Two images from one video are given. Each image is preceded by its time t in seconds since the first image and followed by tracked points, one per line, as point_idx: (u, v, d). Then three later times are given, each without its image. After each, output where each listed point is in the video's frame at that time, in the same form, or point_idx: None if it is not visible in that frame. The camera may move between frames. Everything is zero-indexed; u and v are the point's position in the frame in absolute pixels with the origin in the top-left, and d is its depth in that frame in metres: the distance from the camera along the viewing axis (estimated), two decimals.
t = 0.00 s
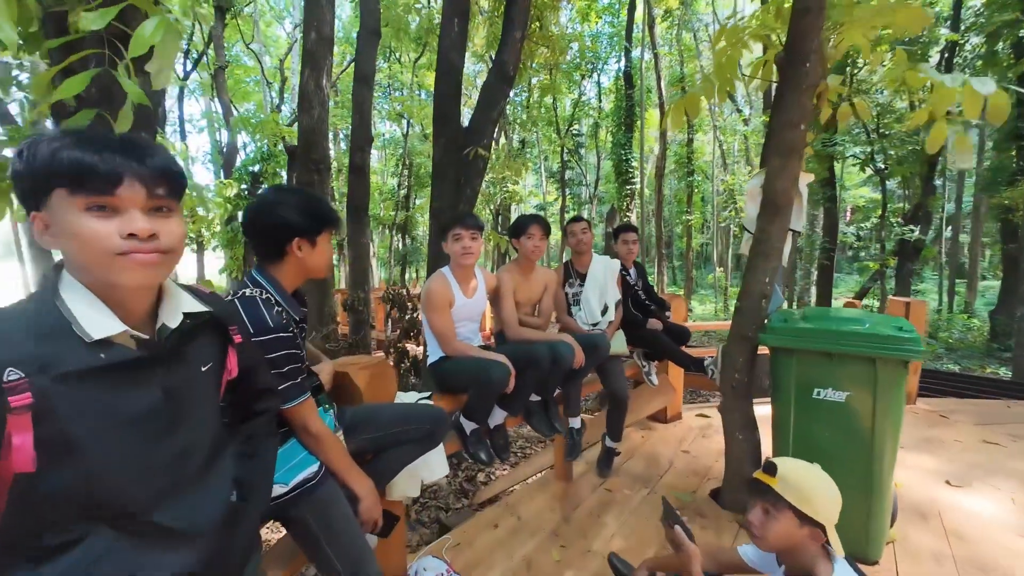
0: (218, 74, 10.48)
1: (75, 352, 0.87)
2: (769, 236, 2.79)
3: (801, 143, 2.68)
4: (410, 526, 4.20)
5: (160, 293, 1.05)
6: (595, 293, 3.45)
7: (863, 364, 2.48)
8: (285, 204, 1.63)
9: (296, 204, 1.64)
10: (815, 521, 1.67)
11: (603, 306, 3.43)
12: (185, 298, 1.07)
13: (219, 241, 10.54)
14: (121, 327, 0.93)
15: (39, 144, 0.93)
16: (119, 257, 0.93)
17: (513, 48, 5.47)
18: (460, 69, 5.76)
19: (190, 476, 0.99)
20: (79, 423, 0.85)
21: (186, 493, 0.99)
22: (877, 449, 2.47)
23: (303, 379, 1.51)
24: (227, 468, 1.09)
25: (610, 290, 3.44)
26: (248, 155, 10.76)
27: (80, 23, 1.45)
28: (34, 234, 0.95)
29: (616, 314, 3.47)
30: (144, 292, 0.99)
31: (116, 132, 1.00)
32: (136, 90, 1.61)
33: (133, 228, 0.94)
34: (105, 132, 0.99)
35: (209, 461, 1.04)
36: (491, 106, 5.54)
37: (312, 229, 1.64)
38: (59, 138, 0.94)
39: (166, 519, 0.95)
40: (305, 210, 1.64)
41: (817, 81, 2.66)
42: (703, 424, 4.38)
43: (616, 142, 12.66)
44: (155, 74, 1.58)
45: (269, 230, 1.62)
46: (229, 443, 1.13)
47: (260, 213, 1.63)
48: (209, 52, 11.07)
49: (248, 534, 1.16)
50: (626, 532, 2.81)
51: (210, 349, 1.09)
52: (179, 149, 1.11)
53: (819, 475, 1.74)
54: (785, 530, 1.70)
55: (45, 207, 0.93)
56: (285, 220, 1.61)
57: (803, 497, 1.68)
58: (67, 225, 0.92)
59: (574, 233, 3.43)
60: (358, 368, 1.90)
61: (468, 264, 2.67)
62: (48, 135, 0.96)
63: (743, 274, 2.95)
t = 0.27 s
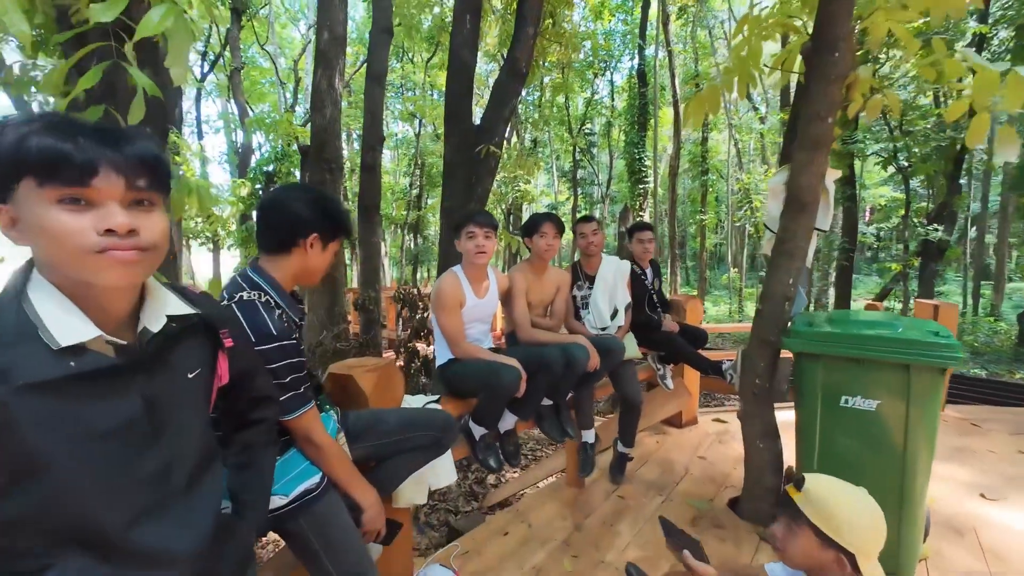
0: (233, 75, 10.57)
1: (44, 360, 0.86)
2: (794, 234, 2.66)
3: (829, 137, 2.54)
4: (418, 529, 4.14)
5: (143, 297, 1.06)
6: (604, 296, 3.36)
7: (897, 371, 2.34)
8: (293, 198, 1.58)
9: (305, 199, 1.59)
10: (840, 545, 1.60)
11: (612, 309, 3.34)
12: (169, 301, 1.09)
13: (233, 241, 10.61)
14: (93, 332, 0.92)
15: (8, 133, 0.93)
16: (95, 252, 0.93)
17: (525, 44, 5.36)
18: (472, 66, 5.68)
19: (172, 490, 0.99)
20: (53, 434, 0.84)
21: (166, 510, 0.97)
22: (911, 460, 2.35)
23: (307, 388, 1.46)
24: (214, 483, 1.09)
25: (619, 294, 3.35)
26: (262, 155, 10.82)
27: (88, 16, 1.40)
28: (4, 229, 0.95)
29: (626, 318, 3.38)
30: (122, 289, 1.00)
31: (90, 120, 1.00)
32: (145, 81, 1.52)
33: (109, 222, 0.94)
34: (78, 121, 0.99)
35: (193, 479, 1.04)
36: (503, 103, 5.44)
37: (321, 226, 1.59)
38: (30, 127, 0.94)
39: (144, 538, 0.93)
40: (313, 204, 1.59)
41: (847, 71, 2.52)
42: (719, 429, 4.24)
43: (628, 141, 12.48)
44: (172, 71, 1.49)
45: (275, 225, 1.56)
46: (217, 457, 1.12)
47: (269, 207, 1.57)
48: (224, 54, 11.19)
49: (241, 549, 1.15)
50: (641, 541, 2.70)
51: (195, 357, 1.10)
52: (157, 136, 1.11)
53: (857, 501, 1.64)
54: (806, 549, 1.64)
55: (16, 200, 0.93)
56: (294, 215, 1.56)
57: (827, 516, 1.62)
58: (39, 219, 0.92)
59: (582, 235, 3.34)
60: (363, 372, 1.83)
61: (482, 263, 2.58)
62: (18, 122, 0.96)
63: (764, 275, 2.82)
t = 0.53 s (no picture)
0: (248, 76, 10.68)
1: (29, 365, 0.86)
2: (814, 234, 2.56)
3: (853, 132, 2.45)
4: (427, 530, 4.11)
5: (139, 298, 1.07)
6: (615, 298, 3.29)
7: (924, 378, 2.25)
8: (304, 198, 1.55)
9: (316, 200, 1.56)
10: (864, 567, 1.59)
11: (623, 312, 3.28)
12: (165, 301, 1.10)
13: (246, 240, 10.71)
14: (82, 333, 0.92)
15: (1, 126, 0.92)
16: (87, 248, 0.92)
17: (537, 41, 5.30)
18: (483, 64, 5.63)
19: (165, 497, 1.00)
20: (43, 441, 0.84)
21: (155, 519, 0.98)
22: (938, 470, 2.26)
23: (315, 389, 1.44)
24: (207, 490, 1.10)
25: (630, 295, 3.29)
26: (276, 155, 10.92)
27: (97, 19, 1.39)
28: None
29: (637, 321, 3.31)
30: (112, 289, 0.99)
31: (86, 114, 0.99)
32: (150, 84, 1.51)
33: (101, 218, 0.93)
34: (73, 115, 0.98)
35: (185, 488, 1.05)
36: (514, 101, 5.39)
37: (331, 226, 1.56)
38: (24, 120, 0.93)
39: (130, 551, 0.93)
40: (322, 203, 1.56)
41: (872, 64, 2.42)
42: (733, 433, 4.15)
43: (641, 139, 12.33)
44: (181, 73, 1.52)
45: (284, 224, 1.54)
46: (211, 462, 1.14)
47: (280, 207, 1.55)
48: (239, 55, 11.31)
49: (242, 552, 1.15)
50: (654, 548, 2.64)
51: (191, 360, 1.11)
52: (153, 130, 1.09)
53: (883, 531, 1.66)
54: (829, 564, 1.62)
55: (9, 195, 0.91)
56: (305, 215, 1.53)
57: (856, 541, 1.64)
58: (33, 215, 0.91)
59: (589, 238, 3.27)
60: (370, 373, 1.80)
61: (494, 263, 2.54)
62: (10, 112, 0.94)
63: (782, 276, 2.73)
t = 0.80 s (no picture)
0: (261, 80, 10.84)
1: (31, 369, 0.86)
2: (831, 238, 2.50)
3: (871, 133, 2.39)
4: (435, 534, 4.09)
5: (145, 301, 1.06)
6: (626, 301, 3.25)
7: (947, 387, 2.18)
8: (311, 200, 1.55)
9: (323, 202, 1.56)
10: None
11: (635, 315, 3.23)
12: (173, 304, 1.09)
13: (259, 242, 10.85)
14: (87, 337, 0.91)
15: (16, 130, 0.91)
16: (98, 253, 0.91)
17: (547, 43, 5.28)
18: (494, 65, 5.62)
19: (166, 504, 0.99)
20: (43, 447, 0.84)
21: (157, 527, 0.97)
22: (963, 480, 2.19)
23: (317, 394, 1.42)
24: (211, 496, 1.09)
25: (642, 297, 3.23)
26: (289, 158, 11.05)
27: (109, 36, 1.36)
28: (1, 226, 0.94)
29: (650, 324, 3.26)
30: (119, 293, 0.98)
31: (100, 117, 0.99)
32: (160, 93, 1.53)
33: (112, 222, 0.92)
34: (89, 118, 0.97)
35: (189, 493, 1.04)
36: (524, 104, 5.38)
37: (338, 229, 1.56)
38: (40, 123, 0.92)
39: (129, 560, 0.91)
40: (329, 205, 1.56)
41: (892, 63, 2.36)
42: (746, 440, 4.07)
43: (652, 141, 12.26)
44: (189, 86, 1.48)
45: (292, 225, 1.54)
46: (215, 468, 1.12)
47: (287, 208, 1.54)
48: (253, 59, 11.48)
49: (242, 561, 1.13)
50: (664, 558, 2.58)
51: (195, 363, 1.10)
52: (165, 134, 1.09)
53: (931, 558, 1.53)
54: None
55: (21, 198, 0.91)
56: (311, 217, 1.53)
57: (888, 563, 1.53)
58: (44, 218, 0.90)
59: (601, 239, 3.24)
60: (377, 377, 1.78)
61: (505, 265, 2.52)
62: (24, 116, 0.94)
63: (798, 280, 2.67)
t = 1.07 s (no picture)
0: (273, 83, 10.96)
1: (48, 364, 0.87)
2: (846, 240, 2.46)
3: (887, 134, 2.34)
4: (442, 536, 4.09)
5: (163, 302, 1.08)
6: (635, 301, 3.24)
7: (964, 393, 2.13)
8: (319, 202, 1.56)
9: (330, 204, 1.56)
10: None
11: (644, 314, 3.21)
12: (192, 309, 1.11)
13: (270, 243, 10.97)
14: (105, 333, 0.93)
15: (46, 133, 0.93)
16: (120, 256, 0.93)
17: (555, 45, 5.26)
18: (502, 67, 5.62)
19: (174, 504, 0.99)
20: (55, 444, 0.85)
21: (164, 526, 0.97)
22: (980, 489, 2.14)
23: (326, 394, 1.42)
24: (219, 496, 1.09)
25: (650, 297, 3.22)
26: (299, 159, 11.16)
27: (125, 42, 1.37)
28: (22, 224, 0.94)
29: (661, 325, 3.24)
30: (138, 294, 0.99)
31: (126, 121, 1.01)
32: (177, 96, 1.55)
33: (135, 226, 0.93)
34: (113, 121, 0.99)
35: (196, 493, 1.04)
36: (532, 105, 5.37)
37: (345, 232, 1.57)
38: (69, 127, 0.94)
39: (135, 559, 0.91)
40: (336, 209, 1.56)
41: (908, 62, 2.32)
42: (757, 445, 4.02)
43: (661, 143, 12.19)
44: (204, 90, 1.50)
45: (300, 228, 1.54)
46: (225, 467, 1.13)
47: (294, 210, 1.55)
48: (265, 62, 11.58)
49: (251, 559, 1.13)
50: (672, 564, 2.55)
51: (207, 363, 1.12)
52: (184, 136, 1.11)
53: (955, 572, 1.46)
54: None
55: (47, 199, 0.92)
56: (318, 220, 1.54)
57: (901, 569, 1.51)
58: (69, 220, 0.91)
59: (609, 240, 3.23)
60: (384, 379, 1.79)
61: (515, 267, 2.51)
62: (50, 117, 0.96)
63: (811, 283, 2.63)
